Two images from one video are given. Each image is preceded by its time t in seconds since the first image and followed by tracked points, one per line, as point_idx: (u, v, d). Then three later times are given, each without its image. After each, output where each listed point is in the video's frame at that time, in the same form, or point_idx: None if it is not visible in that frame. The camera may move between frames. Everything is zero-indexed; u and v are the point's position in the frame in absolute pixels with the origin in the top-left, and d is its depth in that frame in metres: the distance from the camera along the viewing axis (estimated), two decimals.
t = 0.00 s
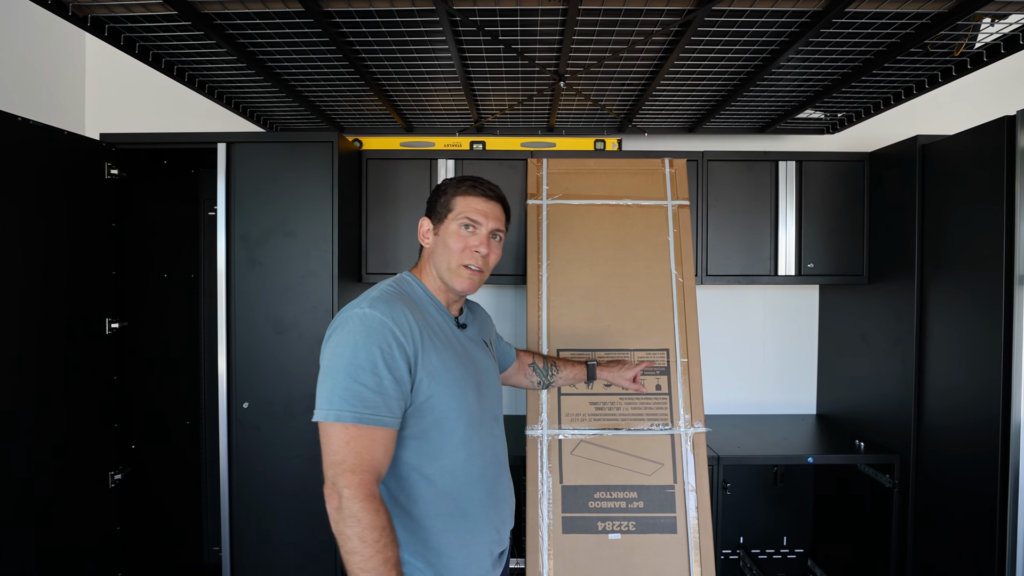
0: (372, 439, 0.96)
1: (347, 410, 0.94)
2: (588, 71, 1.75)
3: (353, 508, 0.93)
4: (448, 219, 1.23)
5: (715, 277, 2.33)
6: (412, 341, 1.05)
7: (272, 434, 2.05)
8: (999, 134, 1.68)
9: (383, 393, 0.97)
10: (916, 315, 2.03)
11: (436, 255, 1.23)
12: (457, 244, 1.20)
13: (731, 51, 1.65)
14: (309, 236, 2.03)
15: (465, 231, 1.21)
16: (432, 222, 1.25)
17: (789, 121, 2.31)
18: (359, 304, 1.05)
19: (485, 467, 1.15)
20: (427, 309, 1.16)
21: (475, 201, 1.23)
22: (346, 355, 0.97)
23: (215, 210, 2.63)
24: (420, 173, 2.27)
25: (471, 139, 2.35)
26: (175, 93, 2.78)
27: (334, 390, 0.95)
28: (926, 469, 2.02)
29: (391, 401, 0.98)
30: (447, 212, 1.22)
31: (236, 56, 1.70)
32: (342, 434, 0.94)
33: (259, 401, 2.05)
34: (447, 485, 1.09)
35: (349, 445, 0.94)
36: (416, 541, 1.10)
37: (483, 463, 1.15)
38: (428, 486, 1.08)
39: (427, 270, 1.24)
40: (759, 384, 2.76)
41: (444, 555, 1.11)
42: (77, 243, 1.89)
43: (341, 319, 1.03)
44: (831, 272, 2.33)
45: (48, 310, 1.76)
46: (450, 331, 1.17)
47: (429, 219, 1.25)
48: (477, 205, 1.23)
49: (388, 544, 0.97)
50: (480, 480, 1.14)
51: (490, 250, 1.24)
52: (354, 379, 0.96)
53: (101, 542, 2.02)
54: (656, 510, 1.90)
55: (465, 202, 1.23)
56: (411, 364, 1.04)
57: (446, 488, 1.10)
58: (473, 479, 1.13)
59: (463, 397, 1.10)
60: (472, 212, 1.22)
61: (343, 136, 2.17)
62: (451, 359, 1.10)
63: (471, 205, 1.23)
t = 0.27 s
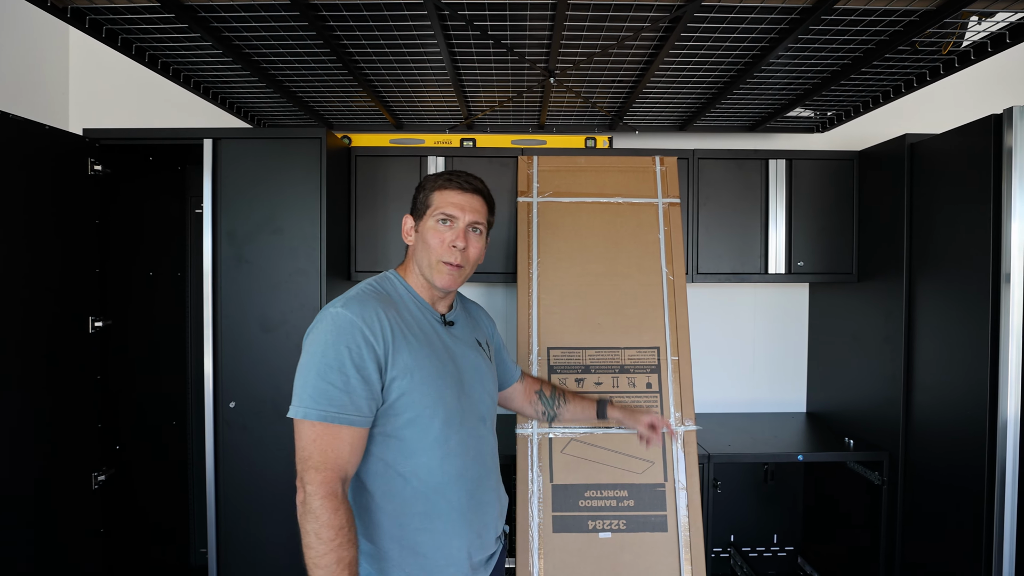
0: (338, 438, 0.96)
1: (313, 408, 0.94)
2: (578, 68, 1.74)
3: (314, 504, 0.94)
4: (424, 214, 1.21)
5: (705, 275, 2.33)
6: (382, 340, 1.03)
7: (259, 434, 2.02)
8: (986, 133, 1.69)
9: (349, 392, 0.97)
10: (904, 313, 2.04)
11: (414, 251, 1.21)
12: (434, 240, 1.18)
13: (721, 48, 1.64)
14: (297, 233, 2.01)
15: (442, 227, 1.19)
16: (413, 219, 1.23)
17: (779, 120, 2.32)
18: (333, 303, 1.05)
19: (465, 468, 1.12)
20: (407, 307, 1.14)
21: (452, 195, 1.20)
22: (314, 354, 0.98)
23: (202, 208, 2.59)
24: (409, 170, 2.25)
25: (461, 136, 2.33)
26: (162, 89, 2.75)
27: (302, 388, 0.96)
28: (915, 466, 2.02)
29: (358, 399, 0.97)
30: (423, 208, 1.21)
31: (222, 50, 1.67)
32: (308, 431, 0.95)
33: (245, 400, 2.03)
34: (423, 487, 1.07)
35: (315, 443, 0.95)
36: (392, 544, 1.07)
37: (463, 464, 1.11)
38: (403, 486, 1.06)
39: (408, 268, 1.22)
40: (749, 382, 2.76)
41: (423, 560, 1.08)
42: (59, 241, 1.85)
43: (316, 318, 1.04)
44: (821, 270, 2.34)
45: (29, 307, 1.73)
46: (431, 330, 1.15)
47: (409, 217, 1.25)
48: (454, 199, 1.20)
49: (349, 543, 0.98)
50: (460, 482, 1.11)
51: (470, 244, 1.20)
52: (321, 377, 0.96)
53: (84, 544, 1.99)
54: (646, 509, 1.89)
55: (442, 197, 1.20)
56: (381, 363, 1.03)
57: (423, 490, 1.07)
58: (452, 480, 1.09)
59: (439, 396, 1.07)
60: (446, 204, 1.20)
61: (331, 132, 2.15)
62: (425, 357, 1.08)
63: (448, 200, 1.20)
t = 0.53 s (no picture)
0: (300, 432, 0.96)
1: (275, 402, 0.95)
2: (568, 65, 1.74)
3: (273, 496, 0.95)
4: (404, 210, 1.20)
5: (696, 274, 2.33)
6: (350, 338, 1.02)
7: (247, 434, 2.00)
8: (973, 132, 1.70)
9: (312, 388, 0.96)
10: (893, 311, 2.05)
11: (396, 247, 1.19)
12: (415, 236, 1.16)
13: (711, 47, 1.65)
14: (284, 231, 1.99)
15: (422, 221, 1.17)
16: (395, 216, 1.22)
17: (769, 119, 2.33)
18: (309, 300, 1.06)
19: (436, 476, 1.06)
20: (385, 305, 1.12)
21: (430, 188, 1.18)
22: (282, 349, 0.98)
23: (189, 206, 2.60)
24: (399, 169, 2.24)
25: (452, 134, 2.32)
26: (149, 86, 2.71)
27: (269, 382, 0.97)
28: (903, 464, 2.04)
29: (319, 396, 0.96)
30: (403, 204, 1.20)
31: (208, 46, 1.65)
32: (272, 423, 0.96)
33: (233, 401, 2.00)
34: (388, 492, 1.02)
35: (278, 434, 0.96)
36: (356, 550, 1.04)
37: (433, 472, 1.06)
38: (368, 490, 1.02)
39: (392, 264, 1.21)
40: (740, 381, 2.77)
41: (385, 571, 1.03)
42: (42, 239, 1.82)
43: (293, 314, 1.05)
44: (811, 269, 2.35)
45: (10, 307, 1.69)
46: (409, 329, 1.12)
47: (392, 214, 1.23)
48: (433, 192, 1.18)
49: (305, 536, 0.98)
50: (429, 490, 1.05)
51: (451, 237, 1.17)
52: (285, 372, 0.96)
53: (68, 548, 1.95)
54: (637, 507, 1.89)
55: (420, 191, 1.18)
56: (348, 360, 1.01)
57: (387, 496, 1.02)
58: (419, 488, 1.04)
59: (406, 397, 1.04)
60: (425, 199, 1.18)
61: (320, 130, 2.13)
62: (395, 357, 1.05)
63: (426, 194, 1.18)
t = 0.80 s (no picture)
0: (290, 438, 0.93)
1: (264, 405, 0.91)
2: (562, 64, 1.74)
3: (261, 505, 0.92)
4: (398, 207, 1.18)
5: (690, 274, 2.33)
6: (344, 338, 0.99)
7: (238, 435, 1.98)
8: (964, 133, 1.71)
9: (305, 390, 0.93)
10: (885, 311, 2.06)
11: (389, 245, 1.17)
12: (410, 235, 1.14)
13: (704, 47, 1.65)
14: (277, 230, 1.97)
15: (416, 219, 1.16)
16: (387, 212, 1.20)
17: (762, 119, 2.33)
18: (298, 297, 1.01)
19: (428, 478, 1.05)
20: (377, 304, 1.10)
21: (426, 186, 1.17)
22: (272, 349, 0.94)
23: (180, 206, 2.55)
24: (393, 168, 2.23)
25: (445, 133, 2.31)
26: (139, 84, 2.69)
27: (257, 384, 0.92)
28: (894, 462, 2.05)
29: (312, 400, 0.93)
30: (399, 201, 1.18)
31: (199, 43, 1.63)
32: (261, 429, 0.92)
33: (224, 401, 1.98)
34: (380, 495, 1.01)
35: (266, 441, 0.92)
36: (343, 554, 1.02)
37: (426, 474, 1.05)
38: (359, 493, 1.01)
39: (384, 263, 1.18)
40: (733, 381, 2.78)
41: (375, 574, 1.02)
42: (29, 238, 1.79)
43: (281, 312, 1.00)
44: (803, 269, 2.36)
45: None
46: (402, 329, 1.10)
47: (384, 210, 1.21)
48: (429, 189, 1.17)
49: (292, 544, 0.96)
50: (422, 493, 1.05)
51: (446, 237, 1.17)
52: (276, 374, 0.92)
53: (56, 551, 1.93)
54: (631, 507, 1.89)
55: (415, 188, 1.17)
56: (343, 361, 0.98)
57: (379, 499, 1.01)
58: (411, 491, 1.03)
59: (401, 400, 1.02)
60: (422, 196, 1.17)
61: (313, 129, 2.11)
62: (390, 358, 1.03)
63: (422, 191, 1.17)
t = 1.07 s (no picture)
0: (279, 453, 0.85)
1: (248, 421, 0.82)
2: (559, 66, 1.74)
3: (253, 530, 0.82)
4: (382, 209, 1.09)
5: (686, 275, 2.34)
6: (327, 342, 0.93)
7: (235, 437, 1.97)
8: (957, 135, 1.72)
9: (291, 400, 0.85)
10: (880, 312, 2.07)
11: (372, 249, 1.08)
12: (401, 240, 1.07)
13: (700, 49, 1.65)
14: (273, 231, 1.97)
15: (409, 224, 1.08)
16: (366, 213, 1.09)
17: (758, 121, 2.34)
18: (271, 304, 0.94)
19: (418, 482, 1.03)
20: (354, 307, 1.04)
21: (415, 189, 1.09)
22: (250, 360, 0.86)
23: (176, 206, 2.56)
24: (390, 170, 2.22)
25: (442, 134, 2.29)
26: (134, 84, 2.68)
27: (236, 398, 0.84)
28: (889, 462, 2.06)
29: (301, 409, 0.86)
30: (381, 203, 1.09)
31: (195, 44, 1.63)
32: (245, 449, 0.83)
33: (221, 403, 1.98)
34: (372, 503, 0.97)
35: (252, 461, 0.83)
36: (336, 569, 0.97)
37: (416, 478, 1.02)
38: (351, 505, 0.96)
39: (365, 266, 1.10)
40: (730, 382, 2.79)
41: None
42: (23, 239, 1.78)
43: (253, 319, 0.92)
44: (799, 270, 2.37)
45: None
46: (381, 332, 1.05)
47: (360, 210, 1.11)
48: (419, 193, 1.10)
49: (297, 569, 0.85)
50: (413, 497, 1.01)
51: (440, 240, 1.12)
52: (257, 385, 0.84)
53: (50, 553, 1.92)
54: (628, 508, 1.89)
55: (404, 191, 1.08)
56: (327, 368, 0.92)
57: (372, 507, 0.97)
58: (404, 496, 1.00)
59: (391, 403, 0.98)
60: (410, 197, 1.08)
61: (309, 130, 2.11)
62: (375, 362, 0.99)
63: (412, 194, 1.08)
